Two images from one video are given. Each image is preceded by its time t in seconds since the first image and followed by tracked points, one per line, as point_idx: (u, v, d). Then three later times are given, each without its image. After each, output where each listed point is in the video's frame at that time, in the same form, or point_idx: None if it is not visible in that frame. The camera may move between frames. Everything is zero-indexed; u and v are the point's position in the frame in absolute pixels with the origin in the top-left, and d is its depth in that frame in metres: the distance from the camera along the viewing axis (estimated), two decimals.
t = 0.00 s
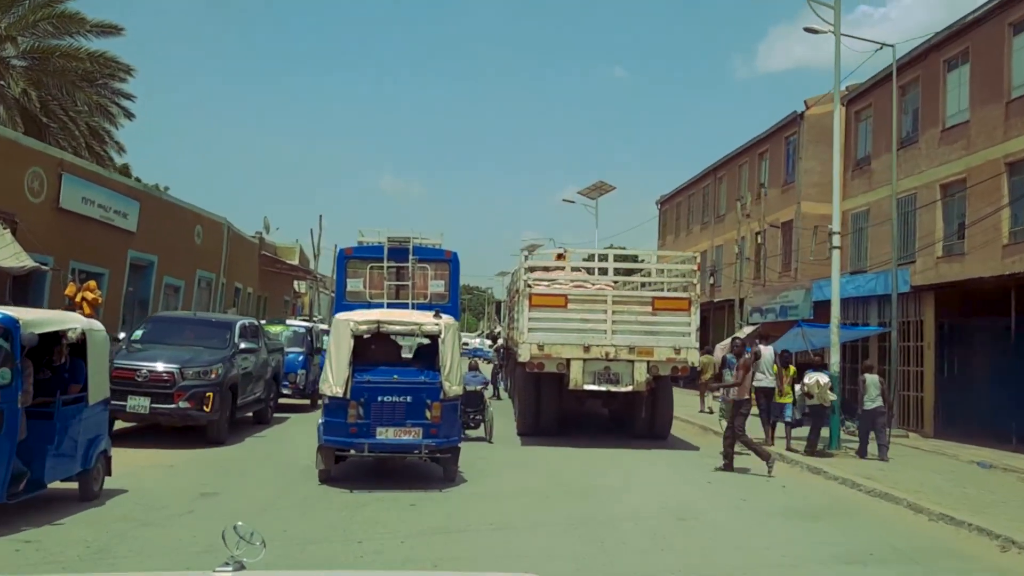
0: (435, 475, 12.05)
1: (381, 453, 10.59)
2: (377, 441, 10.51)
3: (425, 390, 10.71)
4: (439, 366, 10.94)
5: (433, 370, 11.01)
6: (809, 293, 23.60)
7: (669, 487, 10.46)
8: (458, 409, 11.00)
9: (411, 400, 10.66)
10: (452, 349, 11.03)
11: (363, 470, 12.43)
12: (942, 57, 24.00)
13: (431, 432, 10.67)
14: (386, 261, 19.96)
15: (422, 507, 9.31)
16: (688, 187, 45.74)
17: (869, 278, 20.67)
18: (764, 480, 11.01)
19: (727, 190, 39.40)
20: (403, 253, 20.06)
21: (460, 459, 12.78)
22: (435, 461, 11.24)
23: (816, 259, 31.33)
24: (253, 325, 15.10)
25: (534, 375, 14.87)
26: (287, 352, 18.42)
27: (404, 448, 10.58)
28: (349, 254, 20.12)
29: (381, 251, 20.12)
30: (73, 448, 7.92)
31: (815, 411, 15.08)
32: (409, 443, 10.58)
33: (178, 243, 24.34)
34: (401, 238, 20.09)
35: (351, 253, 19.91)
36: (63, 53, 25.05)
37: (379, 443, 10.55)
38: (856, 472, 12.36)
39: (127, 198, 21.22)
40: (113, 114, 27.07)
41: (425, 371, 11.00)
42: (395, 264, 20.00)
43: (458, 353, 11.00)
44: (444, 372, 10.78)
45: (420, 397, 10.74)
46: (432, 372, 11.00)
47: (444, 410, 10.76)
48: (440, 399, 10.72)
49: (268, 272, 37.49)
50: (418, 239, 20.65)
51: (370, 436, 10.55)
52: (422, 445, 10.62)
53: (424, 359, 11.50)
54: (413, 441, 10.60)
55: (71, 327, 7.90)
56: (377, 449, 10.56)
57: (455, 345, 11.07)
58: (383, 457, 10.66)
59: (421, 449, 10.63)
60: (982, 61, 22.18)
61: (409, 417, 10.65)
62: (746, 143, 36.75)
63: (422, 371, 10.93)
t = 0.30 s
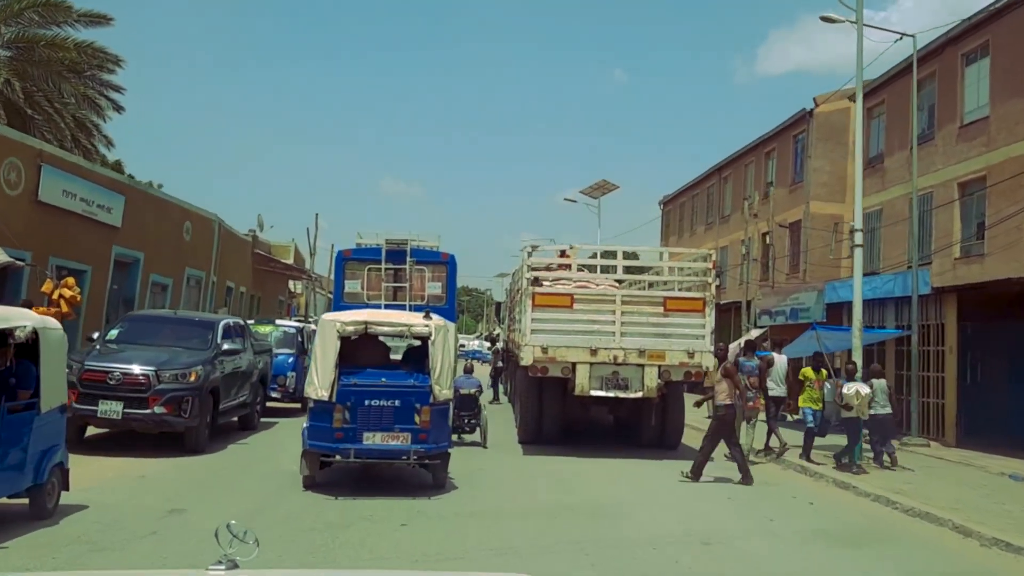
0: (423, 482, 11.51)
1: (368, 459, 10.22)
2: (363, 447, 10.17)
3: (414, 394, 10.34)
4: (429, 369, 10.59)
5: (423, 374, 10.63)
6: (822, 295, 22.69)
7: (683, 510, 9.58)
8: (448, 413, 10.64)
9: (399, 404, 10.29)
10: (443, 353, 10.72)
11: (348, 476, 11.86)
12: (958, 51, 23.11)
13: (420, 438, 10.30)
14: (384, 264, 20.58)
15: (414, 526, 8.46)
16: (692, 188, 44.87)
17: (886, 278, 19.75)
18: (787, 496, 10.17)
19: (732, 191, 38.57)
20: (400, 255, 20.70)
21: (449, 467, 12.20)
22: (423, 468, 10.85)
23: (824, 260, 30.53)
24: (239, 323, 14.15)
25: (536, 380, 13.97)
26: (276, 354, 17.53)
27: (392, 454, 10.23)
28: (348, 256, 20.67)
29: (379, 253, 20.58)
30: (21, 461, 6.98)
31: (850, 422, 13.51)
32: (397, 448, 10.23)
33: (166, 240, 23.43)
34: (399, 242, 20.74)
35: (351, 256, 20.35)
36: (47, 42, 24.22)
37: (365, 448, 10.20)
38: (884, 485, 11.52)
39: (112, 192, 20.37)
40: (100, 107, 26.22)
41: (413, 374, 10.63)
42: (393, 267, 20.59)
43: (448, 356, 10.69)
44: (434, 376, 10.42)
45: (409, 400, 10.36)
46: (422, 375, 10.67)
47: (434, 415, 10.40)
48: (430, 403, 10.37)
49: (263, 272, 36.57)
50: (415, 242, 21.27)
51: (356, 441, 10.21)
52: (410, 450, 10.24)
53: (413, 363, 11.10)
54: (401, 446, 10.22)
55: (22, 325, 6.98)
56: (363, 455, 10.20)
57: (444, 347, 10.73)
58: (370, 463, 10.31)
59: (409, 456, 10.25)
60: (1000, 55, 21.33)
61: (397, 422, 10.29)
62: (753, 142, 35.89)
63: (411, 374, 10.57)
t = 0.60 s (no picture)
0: (415, 489, 11.17)
1: (358, 465, 10.04)
2: (353, 453, 9.98)
3: (405, 399, 10.13)
4: (421, 374, 10.40)
5: (415, 378, 10.45)
6: (832, 298, 21.99)
7: (698, 528, 8.96)
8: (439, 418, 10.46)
9: (390, 410, 10.12)
10: (436, 358, 10.55)
11: (338, 482, 11.52)
12: (974, 47, 22.46)
13: (411, 443, 10.10)
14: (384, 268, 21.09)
15: (409, 548, 7.80)
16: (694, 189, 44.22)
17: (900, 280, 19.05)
18: (811, 514, 9.50)
19: (736, 192, 37.91)
20: (400, 259, 21.24)
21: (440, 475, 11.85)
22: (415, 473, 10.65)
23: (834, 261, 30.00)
24: (229, 324, 13.41)
25: (539, 386, 13.32)
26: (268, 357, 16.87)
27: (382, 460, 10.05)
28: (348, 260, 21.23)
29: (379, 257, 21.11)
30: None
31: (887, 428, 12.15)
32: (388, 455, 10.05)
33: (158, 239, 22.76)
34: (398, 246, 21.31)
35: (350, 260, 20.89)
36: (35, 35, 23.46)
37: (356, 454, 10.02)
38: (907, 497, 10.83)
39: (101, 189, 19.72)
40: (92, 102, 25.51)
41: (405, 379, 10.45)
42: (392, 270, 21.08)
43: (440, 360, 10.48)
44: (425, 380, 10.22)
45: (400, 405, 10.16)
46: (413, 381, 10.47)
47: (425, 420, 10.22)
48: (422, 408, 10.17)
49: (258, 273, 35.86)
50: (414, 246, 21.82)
51: (346, 447, 10.03)
52: (400, 457, 10.04)
53: (405, 367, 10.97)
54: (392, 452, 10.06)
55: None
56: (354, 461, 10.02)
57: (436, 352, 10.56)
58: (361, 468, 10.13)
59: (400, 462, 10.05)
60: (1017, 51, 20.70)
61: (388, 427, 10.11)
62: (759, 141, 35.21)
63: (402, 380, 10.40)
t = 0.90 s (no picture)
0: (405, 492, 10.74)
1: (346, 471, 9.61)
2: (341, 458, 9.54)
3: (394, 403, 9.73)
4: (410, 378, 9.98)
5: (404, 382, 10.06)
6: (848, 300, 21.12)
7: (718, 547, 8.13)
8: (428, 423, 10.06)
9: (379, 413, 9.70)
10: (426, 362, 10.17)
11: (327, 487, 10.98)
12: (992, 40, 21.62)
13: (400, 448, 9.69)
14: (383, 272, 22.16)
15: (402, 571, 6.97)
16: (699, 190, 43.48)
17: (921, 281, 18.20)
18: (842, 531, 8.60)
19: (743, 193, 37.09)
20: (398, 264, 22.31)
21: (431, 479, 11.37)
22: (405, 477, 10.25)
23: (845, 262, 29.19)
24: (213, 325, 12.08)
25: (544, 391, 12.53)
26: (258, 360, 15.98)
27: (371, 465, 9.62)
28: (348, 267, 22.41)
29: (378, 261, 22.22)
30: None
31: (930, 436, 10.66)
32: (376, 459, 9.63)
33: (146, 238, 21.92)
34: (396, 253, 22.43)
35: (350, 266, 22.18)
36: (22, 28, 22.63)
37: (344, 459, 9.58)
38: (947, 513, 9.83)
39: (84, 185, 18.89)
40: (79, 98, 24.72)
41: (394, 382, 10.08)
42: (391, 274, 22.20)
43: (430, 364, 10.09)
44: (414, 384, 9.83)
45: (389, 409, 9.75)
46: (403, 385, 10.05)
47: (415, 424, 9.80)
48: (411, 412, 9.76)
49: (254, 275, 35.08)
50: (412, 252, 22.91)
51: (334, 452, 9.59)
52: (389, 462, 9.64)
53: (395, 369, 10.69)
54: (380, 457, 9.63)
55: None
56: (342, 466, 9.58)
57: (427, 356, 10.18)
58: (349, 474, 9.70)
59: (388, 467, 9.65)
60: None
61: (377, 431, 9.68)
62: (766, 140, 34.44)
63: (391, 383, 9.98)
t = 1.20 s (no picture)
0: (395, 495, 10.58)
1: (336, 473, 9.50)
2: (331, 460, 9.43)
3: (384, 405, 9.62)
4: (401, 380, 9.90)
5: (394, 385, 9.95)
6: (860, 300, 20.54)
7: (736, 566, 7.55)
8: (419, 425, 9.95)
9: (369, 416, 9.58)
10: (416, 365, 10.09)
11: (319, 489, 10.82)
12: (1009, 34, 21.01)
13: (390, 451, 9.56)
14: (385, 277, 21.82)
15: None
16: (703, 191, 42.86)
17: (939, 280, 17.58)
18: (873, 548, 7.98)
19: (749, 193, 36.48)
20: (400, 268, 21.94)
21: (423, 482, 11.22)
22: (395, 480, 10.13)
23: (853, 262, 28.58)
24: (200, 326, 11.35)
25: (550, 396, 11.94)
26: (251, 363, 15.38)
27: (361, 467, 9.51)
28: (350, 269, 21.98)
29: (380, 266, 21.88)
30: None
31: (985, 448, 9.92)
32: (366, 462, 9.51)
33: (138, 236, 21.32)
34: (398, 256, 22.10)
35: (351, 268, 21.79)
36: (10, 21, 22.14)
37: (334, 461, 9.46)
38: (981, 527, 9.19)
39: (73, 182, 18.30)
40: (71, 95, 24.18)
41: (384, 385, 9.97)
42: (393, 278, 21.83)
43: (420, 367, 9.99)
44: (405, 387, 9.75)
45: (379, 411, 9.64)
46: (394, 387, 9.95)
47: (405, 427, 9.69)
48: (401, 415, 9.66)
49: (251, 276, 34.45)
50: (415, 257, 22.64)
51: (324, 454, 9.47)
52: (380, 464, 9.51)
53: (386, 371, 10.62)
54: (371, 460, 9.50)
55: None
56: (332, 468, 9.47)
57: (416, 359, 10.13)
58: (339, 476, 9.58)
59: (379, 470, 9.53)
60: None
61: (367, 434, 9.56)
62: (772, 139, 33.84)
63: (382, 386, 9.86)
